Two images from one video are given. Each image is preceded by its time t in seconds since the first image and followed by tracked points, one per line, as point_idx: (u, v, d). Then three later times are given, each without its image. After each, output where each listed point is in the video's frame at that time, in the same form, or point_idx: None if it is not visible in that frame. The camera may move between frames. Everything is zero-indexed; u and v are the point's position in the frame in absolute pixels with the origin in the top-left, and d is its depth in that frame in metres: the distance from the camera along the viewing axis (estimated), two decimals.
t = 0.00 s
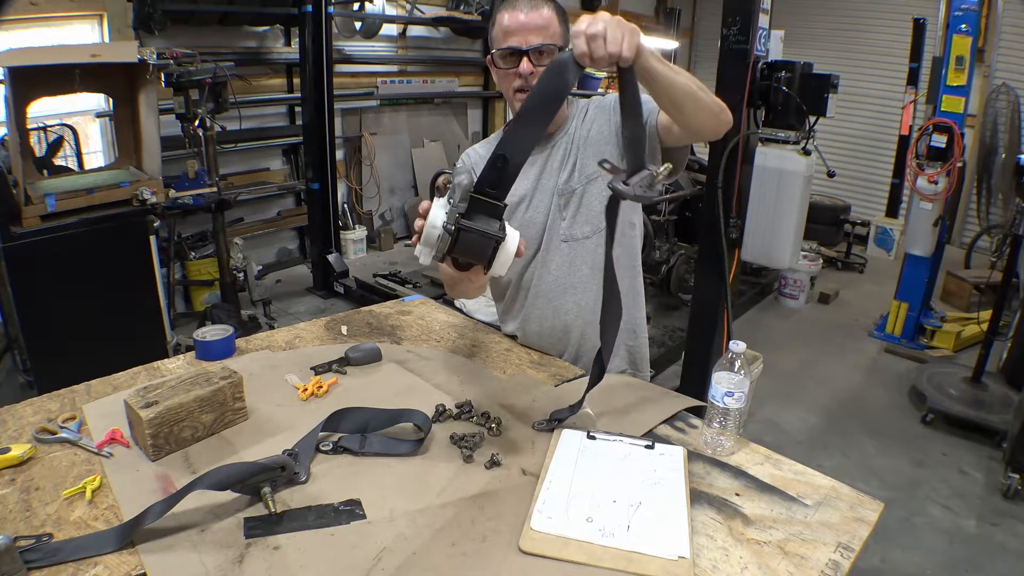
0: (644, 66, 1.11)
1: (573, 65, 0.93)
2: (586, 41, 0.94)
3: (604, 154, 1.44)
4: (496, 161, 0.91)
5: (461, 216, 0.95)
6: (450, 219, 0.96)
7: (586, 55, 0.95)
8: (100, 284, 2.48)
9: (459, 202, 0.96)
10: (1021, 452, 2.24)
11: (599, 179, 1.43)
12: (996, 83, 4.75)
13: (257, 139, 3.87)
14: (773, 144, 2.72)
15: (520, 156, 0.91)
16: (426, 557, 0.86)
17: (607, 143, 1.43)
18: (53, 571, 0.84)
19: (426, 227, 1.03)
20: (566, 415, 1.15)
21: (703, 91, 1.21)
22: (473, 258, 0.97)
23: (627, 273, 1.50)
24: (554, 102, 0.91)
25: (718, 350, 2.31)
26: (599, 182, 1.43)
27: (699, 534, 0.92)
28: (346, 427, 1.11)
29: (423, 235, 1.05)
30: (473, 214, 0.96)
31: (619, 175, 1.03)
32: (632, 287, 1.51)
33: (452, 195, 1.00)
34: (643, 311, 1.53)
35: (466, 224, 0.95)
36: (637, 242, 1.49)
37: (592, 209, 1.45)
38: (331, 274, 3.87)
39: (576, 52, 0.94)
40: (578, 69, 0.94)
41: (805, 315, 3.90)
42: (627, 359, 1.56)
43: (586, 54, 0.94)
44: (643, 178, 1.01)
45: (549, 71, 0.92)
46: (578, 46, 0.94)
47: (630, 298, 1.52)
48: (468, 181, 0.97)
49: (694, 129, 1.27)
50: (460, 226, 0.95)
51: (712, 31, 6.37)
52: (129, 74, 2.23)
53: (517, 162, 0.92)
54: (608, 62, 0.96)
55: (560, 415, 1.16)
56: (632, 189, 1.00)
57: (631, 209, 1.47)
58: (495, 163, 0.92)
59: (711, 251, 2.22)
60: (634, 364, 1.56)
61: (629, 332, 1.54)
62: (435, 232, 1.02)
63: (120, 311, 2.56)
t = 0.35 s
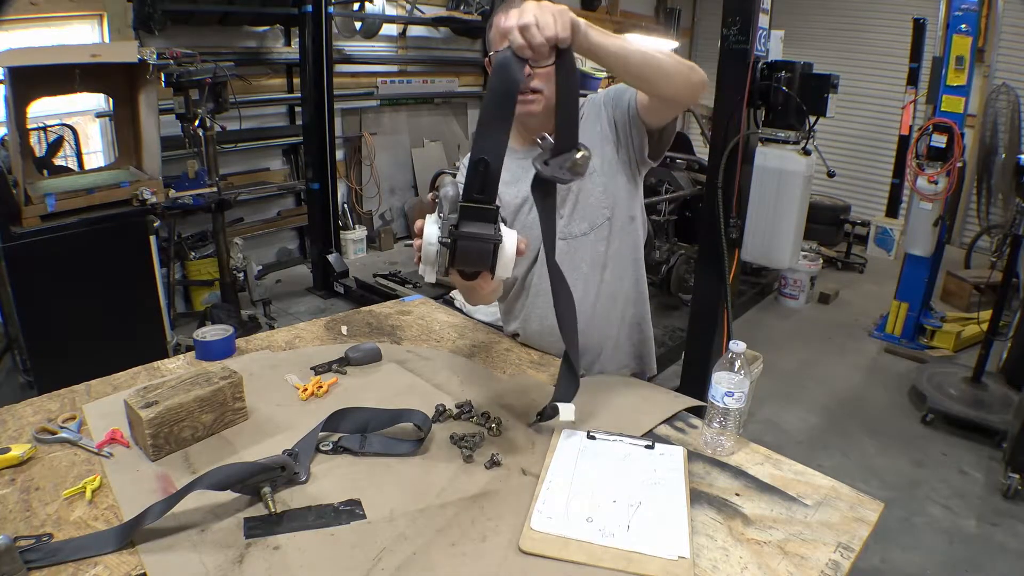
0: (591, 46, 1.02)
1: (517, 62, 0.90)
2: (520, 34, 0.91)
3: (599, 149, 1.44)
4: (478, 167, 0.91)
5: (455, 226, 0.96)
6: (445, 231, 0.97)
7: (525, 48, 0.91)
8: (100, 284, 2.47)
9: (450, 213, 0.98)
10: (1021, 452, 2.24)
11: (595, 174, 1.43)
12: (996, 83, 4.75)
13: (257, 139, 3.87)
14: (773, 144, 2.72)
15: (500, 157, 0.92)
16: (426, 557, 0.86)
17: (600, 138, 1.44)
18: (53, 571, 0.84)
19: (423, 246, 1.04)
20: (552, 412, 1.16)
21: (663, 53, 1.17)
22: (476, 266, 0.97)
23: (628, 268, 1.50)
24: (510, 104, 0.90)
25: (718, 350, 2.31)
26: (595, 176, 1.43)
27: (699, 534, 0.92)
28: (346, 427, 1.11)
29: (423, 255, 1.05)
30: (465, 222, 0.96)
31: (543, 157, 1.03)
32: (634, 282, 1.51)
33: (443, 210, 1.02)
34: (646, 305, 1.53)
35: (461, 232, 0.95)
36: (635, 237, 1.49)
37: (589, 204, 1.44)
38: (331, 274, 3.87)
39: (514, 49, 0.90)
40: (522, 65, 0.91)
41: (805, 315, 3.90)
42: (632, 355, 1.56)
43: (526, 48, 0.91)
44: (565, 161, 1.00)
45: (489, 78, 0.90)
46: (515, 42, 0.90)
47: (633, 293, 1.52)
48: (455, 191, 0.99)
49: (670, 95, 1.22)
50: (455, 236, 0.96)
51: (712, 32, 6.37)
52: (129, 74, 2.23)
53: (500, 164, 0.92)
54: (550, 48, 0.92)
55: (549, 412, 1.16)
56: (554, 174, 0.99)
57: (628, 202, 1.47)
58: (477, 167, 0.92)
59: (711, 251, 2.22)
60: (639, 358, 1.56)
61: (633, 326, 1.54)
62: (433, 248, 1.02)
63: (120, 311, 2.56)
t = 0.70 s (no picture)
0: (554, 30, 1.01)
1: (482, 55, 0.92)
2: (481, 28, 0.92)
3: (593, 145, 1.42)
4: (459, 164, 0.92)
5: (444, 225, 0.96)
6: (435, 233, 0.97)
7: (489, 40, 0.93)
8: (100, 284, 2.47)
9: (436, 214, 0.97)
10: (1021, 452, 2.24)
11: (589, 170, 1.42)
12: (996, 83, 4.72)
13: (257, 139, 3.87)
14: (773, 144, 2.71)
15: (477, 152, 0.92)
16: (427, 557, 0.86)
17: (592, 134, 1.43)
18: (53, 571, 0.84)
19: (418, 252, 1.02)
20: (546, 408, 1.13)
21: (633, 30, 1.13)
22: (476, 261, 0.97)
23: (628, 264, 1.48)
24: (483, 97, 0.92)
25: (718, 350, 2.30)
26: (591, 173, 1.42)
27: (699, 534, 0.92)
28: (346, 427, 1.11)
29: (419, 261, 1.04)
30: (453, 221, 0.97)
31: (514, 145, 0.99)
32: (634, 278, 1.50)
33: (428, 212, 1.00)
34: (648, 301, 1.52)
35: (451, 231, 0.95)
36: (635, 232, 1.46)
37: (587, 202, 1.43)
38: (331, 274, 3.87)
39: (477, 43, 0.93)
40: (490, 59, 0.93)
41: (805, 315, 3.90)
42: (636, 351, 1.56)
43: (487, 40, 0.92)
44: (535, 146, 0.97)
45: (460, 76, 0.92)
46: (476, 37, 0.93)
47: (635, 289, 1.51)
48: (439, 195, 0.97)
49: (644, 72, 1.18)
50: (447, 236, 0.96)
51: (712, 32, 6.37)
52: (129, 74, 2.24)
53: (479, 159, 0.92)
54: (514, 36, 0.94)
55: (544, 410, 1.14)
56: (525, 161, 0.96)
57: (626, 198, 1.44)
58: (456, 164, 0.92)
59: (711, 251, 2.22)
60: (643, 355, 1.56)
61: (637, 323, 1.53)
62: (428, 252, 1.01)
63: (120, 310, 2.55)
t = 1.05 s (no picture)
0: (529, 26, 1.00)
1: (465, 56, 0.92)
2: (461, 30, 0.92)
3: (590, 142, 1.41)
4: (465, 168, 0.92)
5: (456, 231, 0.95)
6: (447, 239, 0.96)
7: (470, 40, 0.92)
8: (100, 284, 2.48)
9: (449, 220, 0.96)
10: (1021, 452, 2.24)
11: (586, 168, 1.41)
12: (997, 83, 4.71)
13: (257, 139, 3.87)
14: (773, 144, 2.71)
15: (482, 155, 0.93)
16: (427, 557, 0.86)
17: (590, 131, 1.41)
18: (53, 571, 0.84)
19: (432, 260, 1.01)
20: (543, 402, 1.15)
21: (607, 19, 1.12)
22: (489, 266, 0.96)
23: (630, 261, 1.47)
24: (475, 96, 0.93)
25: (718, 350, 2.30)
26: (588, 169, 1.41)
27: (699, 534, 0.92)
28: (346, 427, 1.11)
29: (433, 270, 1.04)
30: (465, 227, 0.95)
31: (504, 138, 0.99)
32: (635, 275, 1.49)
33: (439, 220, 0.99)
34: (650, 297, 1.52)
35: (465, 236, 0.94)
36: (634, 228, 1.45)
37: (584, 199, 1.42)
38: (331, 274, 3.87)
39: (460, 44, 0.93)
40: (475, 59, 0.93)
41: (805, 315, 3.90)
42: (640, 347, 1.56)
43: (469, 40, 0.92)
44: (523, 141, 0.96)
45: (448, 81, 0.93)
46: (458, 38, 0.92)
47: (636, 285, 1.51)
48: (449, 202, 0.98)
49: (624, 59, 1.15)
50: (460, 243, 0.94)
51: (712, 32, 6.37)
52: (129, 74, 2.24)
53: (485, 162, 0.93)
54: (494, 32, 0.93)
55: (541, 404, 1.15)
56: (513, 155, 0.96)
57: (625, 193, 1.42)
58: (462, 168, 0.93)
59: (711, 251, 2.22)
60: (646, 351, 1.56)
61: (640, 319, 1.53)
62: (442, 259, 1.01)
63: (119, 310, 2.56)
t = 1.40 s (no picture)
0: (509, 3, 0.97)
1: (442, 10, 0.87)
2: None
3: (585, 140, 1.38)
4: (469, 179, 0.91)
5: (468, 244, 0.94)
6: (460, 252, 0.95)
7: None
8: (100, 284, 2.47)
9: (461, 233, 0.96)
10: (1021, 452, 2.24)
11: (582, 166, 1.38)
12: (996, 83, 4.73)
13: (257, 139, 3.87)
14: (773, 144, 2.71)
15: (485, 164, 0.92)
16: (427, 557, 0.86)
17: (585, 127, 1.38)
18: (54, 570, 0.84)
19: (450, 275, 1.02)
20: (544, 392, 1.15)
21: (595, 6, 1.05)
22: (504, 275, 0.95)
23: (628, 259, 1.48)
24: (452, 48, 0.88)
25: (718, 350, 2.30)
26: (584, 168, 1.38)
27: (699, 534, 0.92)
28: (346, 427, 1.11)
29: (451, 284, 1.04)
30: (477, 237, 0.94)
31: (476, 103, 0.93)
32: (633, 273, 1.50)
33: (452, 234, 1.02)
34: (649, 294, 1.53)
35: (477, 246, 0.93)
36: (630, 226, 1.45)
37: (582, 199, 1.39)
38: (331, 274, 3.87)
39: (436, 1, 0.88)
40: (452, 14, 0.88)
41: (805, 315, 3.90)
42: (640, 345, 1.56)
43: None
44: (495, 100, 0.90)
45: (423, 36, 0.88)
46: None
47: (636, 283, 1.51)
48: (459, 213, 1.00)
49: (608, 47, 1.10)
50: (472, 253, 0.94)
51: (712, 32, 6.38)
52: (129, 74, 2.24)
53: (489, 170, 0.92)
54: None
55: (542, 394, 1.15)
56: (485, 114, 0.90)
57: (621, 192, 1.40)
58: (466, 178, 0.92)
59: (711, 251, 2.22)
60: (646, 348, 1.56)
61: (640, 315, 1.54)
62: (458, 273, 1.01)
63: (120, 310, 2.56)
